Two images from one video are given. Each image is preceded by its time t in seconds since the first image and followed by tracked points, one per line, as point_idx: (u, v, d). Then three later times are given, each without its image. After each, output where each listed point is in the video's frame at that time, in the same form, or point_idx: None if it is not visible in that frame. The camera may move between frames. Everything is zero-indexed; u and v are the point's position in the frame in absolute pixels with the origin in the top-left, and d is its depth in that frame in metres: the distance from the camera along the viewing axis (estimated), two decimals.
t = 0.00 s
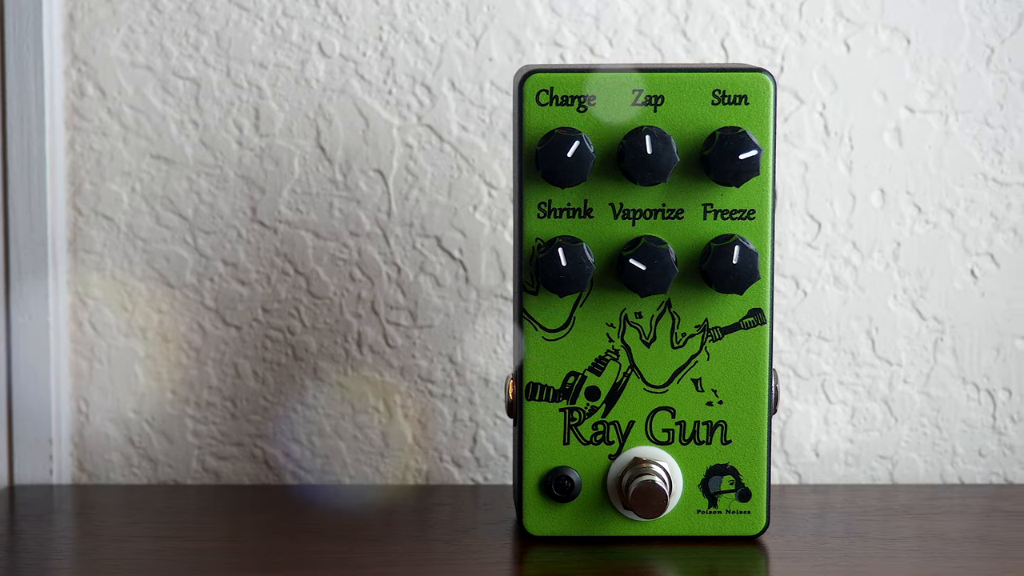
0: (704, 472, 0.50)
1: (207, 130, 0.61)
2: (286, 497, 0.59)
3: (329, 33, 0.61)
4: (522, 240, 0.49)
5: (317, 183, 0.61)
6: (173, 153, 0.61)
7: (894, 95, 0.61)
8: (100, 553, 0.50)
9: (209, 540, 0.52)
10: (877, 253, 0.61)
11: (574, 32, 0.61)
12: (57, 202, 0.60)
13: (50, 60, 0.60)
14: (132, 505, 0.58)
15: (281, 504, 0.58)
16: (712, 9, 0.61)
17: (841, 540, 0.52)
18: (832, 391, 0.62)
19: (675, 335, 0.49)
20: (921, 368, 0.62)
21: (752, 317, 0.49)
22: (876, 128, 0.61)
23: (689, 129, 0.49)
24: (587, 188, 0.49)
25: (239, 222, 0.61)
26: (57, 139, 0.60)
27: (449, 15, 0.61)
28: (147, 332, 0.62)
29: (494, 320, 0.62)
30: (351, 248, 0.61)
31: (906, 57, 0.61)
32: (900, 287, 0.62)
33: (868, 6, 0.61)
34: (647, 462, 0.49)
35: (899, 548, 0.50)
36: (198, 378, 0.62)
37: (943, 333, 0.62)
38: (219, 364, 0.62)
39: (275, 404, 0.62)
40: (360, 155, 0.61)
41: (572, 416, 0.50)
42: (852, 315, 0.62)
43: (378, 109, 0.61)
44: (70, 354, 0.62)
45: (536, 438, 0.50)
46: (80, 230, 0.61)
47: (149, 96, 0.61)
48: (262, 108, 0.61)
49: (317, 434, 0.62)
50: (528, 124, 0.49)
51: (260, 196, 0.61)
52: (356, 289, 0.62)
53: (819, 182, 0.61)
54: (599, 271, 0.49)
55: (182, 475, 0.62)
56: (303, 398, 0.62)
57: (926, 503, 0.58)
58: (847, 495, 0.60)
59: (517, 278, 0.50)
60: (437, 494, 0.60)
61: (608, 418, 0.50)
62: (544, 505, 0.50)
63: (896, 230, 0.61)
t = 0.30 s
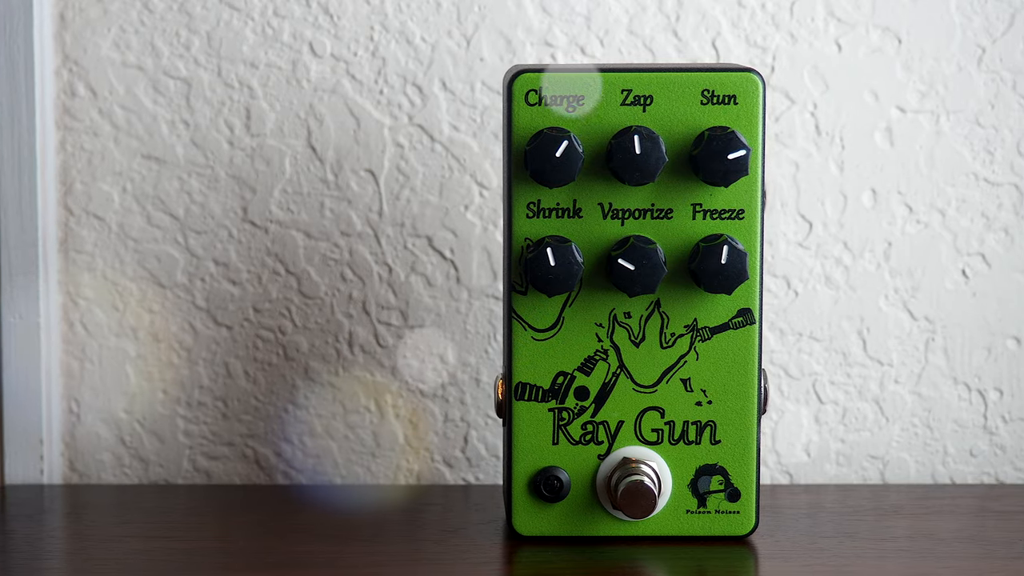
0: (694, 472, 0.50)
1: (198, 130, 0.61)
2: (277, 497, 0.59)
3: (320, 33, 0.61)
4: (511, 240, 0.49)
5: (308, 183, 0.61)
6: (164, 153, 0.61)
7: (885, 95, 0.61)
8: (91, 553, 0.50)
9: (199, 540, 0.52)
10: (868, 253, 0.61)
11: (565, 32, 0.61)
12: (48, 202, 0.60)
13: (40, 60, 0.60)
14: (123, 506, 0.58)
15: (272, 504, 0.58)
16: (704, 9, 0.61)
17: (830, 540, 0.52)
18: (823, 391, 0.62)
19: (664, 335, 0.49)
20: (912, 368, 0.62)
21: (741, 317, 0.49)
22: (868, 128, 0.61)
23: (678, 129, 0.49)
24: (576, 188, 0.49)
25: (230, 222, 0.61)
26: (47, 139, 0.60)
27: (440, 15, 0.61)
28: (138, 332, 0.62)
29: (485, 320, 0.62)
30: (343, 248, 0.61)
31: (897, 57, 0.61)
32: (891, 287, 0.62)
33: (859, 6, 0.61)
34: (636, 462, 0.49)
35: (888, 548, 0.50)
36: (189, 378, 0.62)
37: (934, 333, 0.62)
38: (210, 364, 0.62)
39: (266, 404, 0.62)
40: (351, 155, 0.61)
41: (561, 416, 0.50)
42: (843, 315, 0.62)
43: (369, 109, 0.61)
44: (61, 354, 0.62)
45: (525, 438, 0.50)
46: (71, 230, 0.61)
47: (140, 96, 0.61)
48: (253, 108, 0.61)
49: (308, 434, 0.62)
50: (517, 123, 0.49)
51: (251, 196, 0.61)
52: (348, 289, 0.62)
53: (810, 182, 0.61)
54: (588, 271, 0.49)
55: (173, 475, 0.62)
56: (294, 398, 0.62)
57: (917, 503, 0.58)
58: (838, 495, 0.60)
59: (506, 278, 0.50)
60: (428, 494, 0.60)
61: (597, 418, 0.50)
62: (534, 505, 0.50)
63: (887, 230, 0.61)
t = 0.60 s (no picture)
0: (683, 472, 0.50)
1: (189, 130, 0.61)
2: (268, 497, 0.59)
3: (311, 33, 0.61)
4: (501, 240, 0.49)
5: (299, 182, 0.61)
6: (155, 153, 0.61)
7: (876, 95, 0.61)
8: (80, 553, 0.50)
9: (188, 539, 0.52)
10: (859, 253, 0.61)
11: (556, 32, 0.61)
12: (39, 202, 0.60)
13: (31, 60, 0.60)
14: (114, 506, 0.58)
15: (261, 504, 0.58)
16: (695, 9, 0.61)
17: (820, 540, 0.52)
18: (815, 391, 0.62)
19: (653, 335, 0.49)
20: (904, 368, 0.62)
21: (730, 317, 0.49)
22: (859, 127, 0.61)
23: (667, 129, 0.49)
24: (565, 188, 0.49)
25: (221, 221, 0.61)
26: (38, 139, 0.60)
27: (431, 15, 0.61)
28: (130, 332, 0.62)
29: (477, 320, 0.62)
30: (334, 248, 0.61)
31: (889, 57, 0.61)
32: (882, 287, 0.62)
33: (850, 6, 0.61)
34: (626, 462, 0.49)
35: (877, 548, 0.50)
36: (180, 378, 0.62)
37: (926, 333, 0.62)
38: (201, 364, 0.62)
39: (257, 404, 0.62)
40: (343, 155, 0.61)
41: (550, 416, 0.50)
42: (834, 315, 0.62)
43: (360, 109, 0.61)
44: (52, 354, 0.62)
45: (514, 438, 0.50)
46: (63, 230, 0.61)
47: (132, 96, 0.61)
48: (244, 108, 0.61)
49: (299, 434, 0.62)
50: (506, 123, 0.49)
51: (243, 195, 0.61)
52: (339, 289, 0.62)
53: (802, 182, 0.61)
54: (578, 271, 0.49)
55: (164, 475, 0.62)
56: (286, 398, 0.62)
57: (908, 503, 0.58)
58: (829, 495, 0.60)
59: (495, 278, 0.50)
60: (420, 494, 0.60)
61: (587, 417, 0.50)
62: (523, 505, 0.50)
63: (879, 230, 0.61)
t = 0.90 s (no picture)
0: (672, 472, 0.50)
1: (180, 130, 0.61)
2: (258, 497, 0.59)
3: (302, 33, 0.61)
4: (489, 240, 0.49)
5: (290, 182, 0.61)
6: (146, 153, 0.61)
7: (867, 95, 0.61)
8: (68, 553, 0.50)
9: (176, 539, 0.52)
10: (850, 253, 0.61)
11: (547, 31, 0.61)
12: (29, 202, 0.60)
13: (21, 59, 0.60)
14: (104, 506, 0.58)
15: (252, 504, 0.58)
16: (686, 9, 0.61)
17: (809, 540, 0.52)
18: (806, 391, 0.62)
19: (642, 335, 0.49)
20: (894, 368, 0.62)
21: (719, 317, 0.49)
22: (850, 128, 0.61)
23: (656, 129, 0.49)
24: (554, 187, 0.49)
25: (212, 221, 0.61)
26: (29, 139, 0.60)
27: (422, 15, 0.61)
28: (120, 332, 0.62)
29: (468, 320, 0.62)
30: (325, 248, 0.61)
31: (880, 57, 0.61)
32: (873, 287, 0.62)
33: (841, 6, 0.61)
34: (614, 462, 0.49)
35: (866, 548, 0.50)
36: (171, 378, 0.62)
37: (917, 333, 0.62)
38: (192, 364, 0.62)
39: (248, 404, 0.62)
40: (333, 155, 0.61)
41: (539, 416, 0.50)
42: (825, 315, 0.62)
43: (351, 109, 0.61)
44: (42, 354, 0.62)
45: (503, 438, 0.50)
46: (53, 230, 0.61)
47: (123, 96, 0.61)
48: (235, 108, 0.61)
49: (290, 434, 0.62)
50: (495, 123, 0.49)
51: (234, 195, 0.61)
52: (330, 289, 0.62)
53: (793, 182, 0.61)
54: (566, 271, 0.49)
55: (155, 475, 0.62)
56: (276, 398, 0.62)
57: (898, 504, 0.58)
58: (820, 495, 0.60)
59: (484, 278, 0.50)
60: (410, 494, 0.60)
61: (575, 417, 0.50)
62: (511, 505, 0.50)
63: (870, 230, 0.61)
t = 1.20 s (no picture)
0: (660, 472, 0.50)
1: (170, 130, 0.61)
2: (248, 497, 0.59)
3: (292, 33, 0.61)
4: (477, 240, 0.49)
5: (280, 182, 0.61)
6: (136, 153, 0.61)
7: (858, 95, 0.61)
8: (57, 552, 0.50)
9: (165, 538, 0.52)
10: (841, 253, 0.61)
11: (537, 31, 0.61)
12: (20, 201, 0.60)
13: (12, 59, 0.60)
14: (94, 506, 0.58)
15: (242, 504, 0.58)
16: (676, 9, 0.61)
17: (797, 540, 0.51)
18: (796, 391, 0.62)
19: (630, 335, 0.49)
20: (885, 368, 0.62)
21: (707, 317, 0.49)
22: (840, 127, 0.61)
23: (644, 128, 0.49)
24: (541, 187, 0.49)
25: (202, 221, 0.61)
26: (19, 138, 0.60)
27: (412, 15, 0.61)
28: (110, 332, 0.62)
29: (458, 319, 0.62)
30: (315, 248, 0.61)
31: (870, 57, 0.61)
32: (864, 287, 0.62)
33: (832, 5, 0.60)
34: (603, 462, 0.49)
35: (854, 548, 0.50)
36: (161, 378, 0.62)
37: (907, 333, 0.62)
38: (182, 364, 0.62)
39: (238, 403, 0.62)
40: (324, 155, 0.61)
41: (527, 416, 0.50)
42: (816, 315, 0.62)
43: (342, 109, 0.61)
44: (33, 353, 0.62)
45: (491, 438, 0.50)
46: (43, 229, 0.61)
47: (113, 96, 0.61)
48: (225, 108, 0.61)
49: (280, 434, 0.62)
50: (482, 123, 0.49)
51: (224, 195, 0.61)
52: (320, 289, 0.62)
53: (783, 182, 0.61)
54: (554, 271, 0.49)
55: (146, 475, 0.62)
56: (267, 398, 0.62)
57: (888, 504, 0.58)
58: (810, 495, 0.60)
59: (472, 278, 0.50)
60: (401, 494, 0.60)
61: (563, 417, 0.50)
62: (500, 505, 0.50)
63: (860, 230, 0.61)
